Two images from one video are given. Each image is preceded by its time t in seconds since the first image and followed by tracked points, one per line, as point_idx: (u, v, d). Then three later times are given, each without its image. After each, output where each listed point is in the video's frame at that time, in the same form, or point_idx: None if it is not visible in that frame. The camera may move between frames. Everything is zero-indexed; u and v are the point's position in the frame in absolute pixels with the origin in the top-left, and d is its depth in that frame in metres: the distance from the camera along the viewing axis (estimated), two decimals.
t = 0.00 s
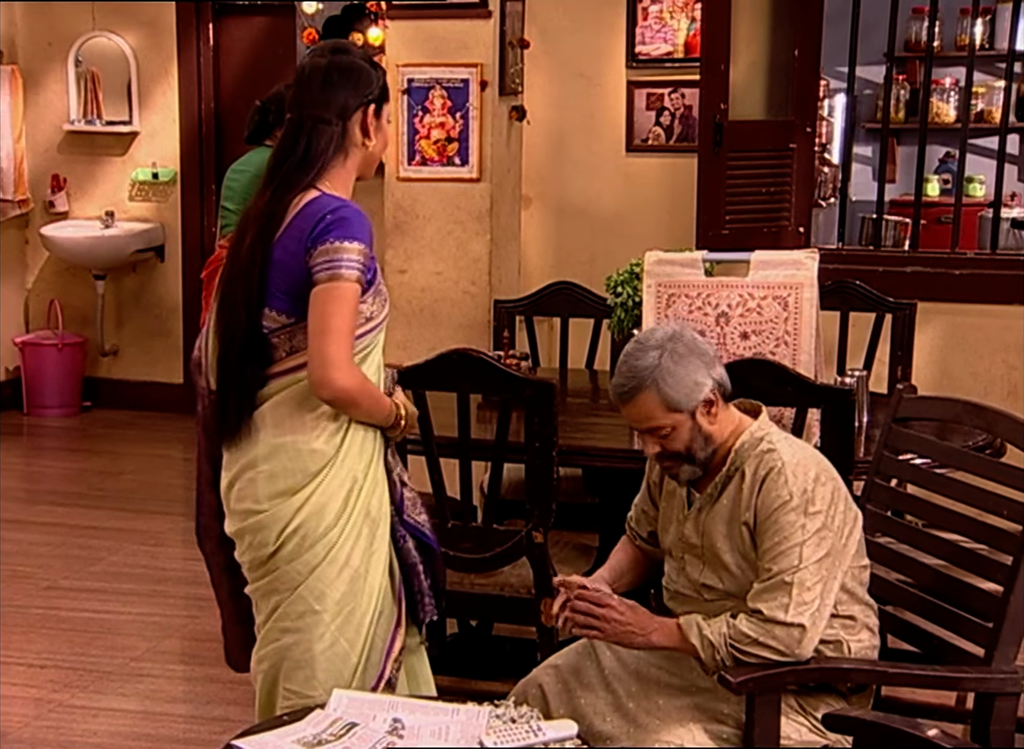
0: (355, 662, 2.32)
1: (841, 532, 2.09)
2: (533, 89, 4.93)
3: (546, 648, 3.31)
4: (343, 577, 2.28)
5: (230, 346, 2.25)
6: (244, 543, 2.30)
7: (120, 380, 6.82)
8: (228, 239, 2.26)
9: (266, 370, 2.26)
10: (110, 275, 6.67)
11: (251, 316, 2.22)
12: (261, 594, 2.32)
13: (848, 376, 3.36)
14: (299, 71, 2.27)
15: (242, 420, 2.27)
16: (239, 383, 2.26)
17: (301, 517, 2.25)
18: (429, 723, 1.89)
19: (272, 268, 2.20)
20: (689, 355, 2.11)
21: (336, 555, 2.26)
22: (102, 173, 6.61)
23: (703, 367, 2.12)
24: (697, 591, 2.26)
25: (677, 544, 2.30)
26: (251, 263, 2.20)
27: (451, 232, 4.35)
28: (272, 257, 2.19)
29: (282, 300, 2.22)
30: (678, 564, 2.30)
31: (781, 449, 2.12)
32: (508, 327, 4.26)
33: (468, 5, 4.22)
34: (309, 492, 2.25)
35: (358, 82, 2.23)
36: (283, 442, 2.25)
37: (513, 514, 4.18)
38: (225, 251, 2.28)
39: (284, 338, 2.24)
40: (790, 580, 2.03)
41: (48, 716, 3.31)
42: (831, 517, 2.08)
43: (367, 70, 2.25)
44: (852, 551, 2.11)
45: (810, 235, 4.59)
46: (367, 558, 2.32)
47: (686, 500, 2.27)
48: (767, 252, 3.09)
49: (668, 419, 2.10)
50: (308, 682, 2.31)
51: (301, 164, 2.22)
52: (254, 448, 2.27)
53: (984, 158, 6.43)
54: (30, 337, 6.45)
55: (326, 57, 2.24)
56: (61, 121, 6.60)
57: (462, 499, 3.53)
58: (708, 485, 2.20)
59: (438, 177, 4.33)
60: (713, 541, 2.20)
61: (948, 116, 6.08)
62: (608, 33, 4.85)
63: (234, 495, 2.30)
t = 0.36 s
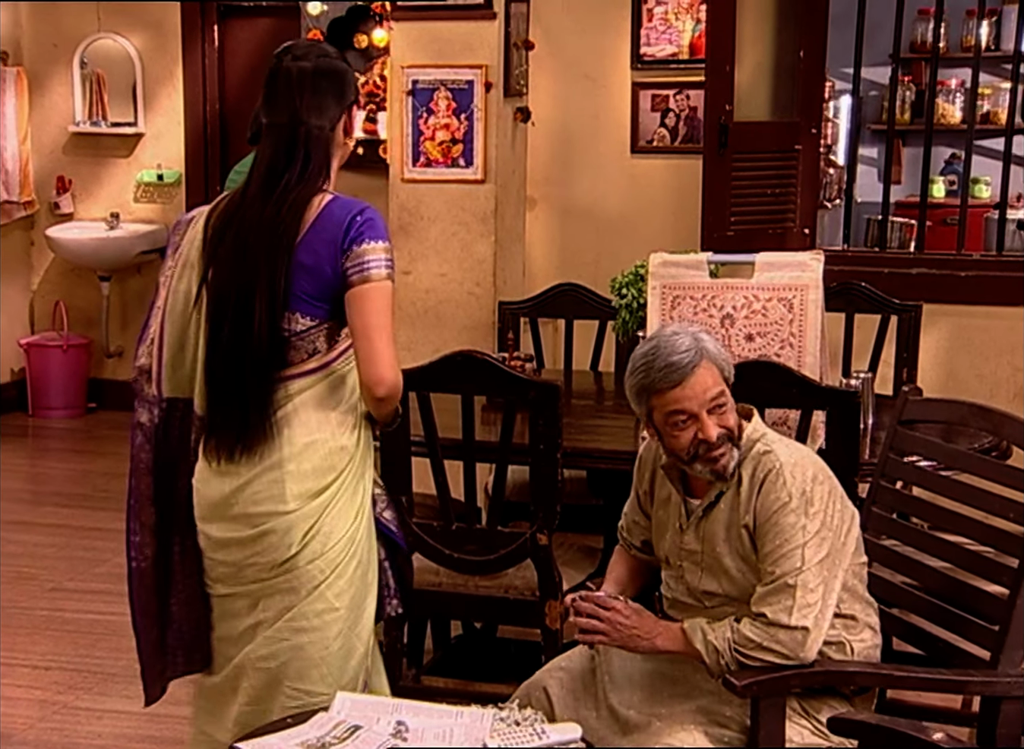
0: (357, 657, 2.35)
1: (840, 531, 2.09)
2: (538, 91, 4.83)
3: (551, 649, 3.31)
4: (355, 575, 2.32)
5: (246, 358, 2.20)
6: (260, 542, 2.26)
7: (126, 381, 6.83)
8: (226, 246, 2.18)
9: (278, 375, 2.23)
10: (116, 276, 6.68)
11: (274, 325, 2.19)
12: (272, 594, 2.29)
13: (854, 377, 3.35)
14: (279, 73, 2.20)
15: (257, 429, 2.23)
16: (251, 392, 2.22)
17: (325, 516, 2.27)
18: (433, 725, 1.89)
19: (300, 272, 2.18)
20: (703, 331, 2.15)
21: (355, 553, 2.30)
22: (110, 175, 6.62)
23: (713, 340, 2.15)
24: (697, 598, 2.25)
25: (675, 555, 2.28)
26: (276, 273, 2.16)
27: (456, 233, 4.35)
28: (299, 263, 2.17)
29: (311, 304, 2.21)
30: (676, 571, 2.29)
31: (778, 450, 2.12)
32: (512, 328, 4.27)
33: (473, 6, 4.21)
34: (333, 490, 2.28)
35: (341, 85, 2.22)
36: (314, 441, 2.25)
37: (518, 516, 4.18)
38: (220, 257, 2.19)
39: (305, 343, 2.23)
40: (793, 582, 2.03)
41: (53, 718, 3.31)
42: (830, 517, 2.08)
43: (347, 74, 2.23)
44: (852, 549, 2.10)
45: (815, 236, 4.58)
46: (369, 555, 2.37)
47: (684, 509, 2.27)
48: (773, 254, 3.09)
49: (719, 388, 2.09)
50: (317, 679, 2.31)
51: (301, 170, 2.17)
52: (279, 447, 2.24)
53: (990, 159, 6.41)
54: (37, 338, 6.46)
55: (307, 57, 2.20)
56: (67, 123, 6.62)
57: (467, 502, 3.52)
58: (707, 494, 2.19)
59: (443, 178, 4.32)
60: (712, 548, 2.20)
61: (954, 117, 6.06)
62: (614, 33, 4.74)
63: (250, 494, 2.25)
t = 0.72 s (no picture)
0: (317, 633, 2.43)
1: (849, 535, 2.07)
2: (550, 94, 4.82)
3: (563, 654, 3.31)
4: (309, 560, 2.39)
5: (221, 363, 2.18)
6: (234, 538, 2.27)
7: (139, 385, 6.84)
8: (192, 252, 2.14)
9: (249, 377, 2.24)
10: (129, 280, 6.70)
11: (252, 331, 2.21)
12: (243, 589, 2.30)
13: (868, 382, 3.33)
14: (224, 81, 2.17)
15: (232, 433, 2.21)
16: (224, 397, 2.21)
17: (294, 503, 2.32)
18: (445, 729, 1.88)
19: (278, 278, 2.23)
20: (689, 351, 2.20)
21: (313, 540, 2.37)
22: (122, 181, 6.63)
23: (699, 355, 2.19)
24: (712, 611, 2.25)
25: (685, 567, 2.29)
26: (252, 280, 2.18)
27: (468, 237, 4.35)
28: (275, 274, 2.22)
29: (282, 307, 2.26)
30: (687, 583, 2.29)
31: (783, 458, 2.13)
32: (524, 333, 4.28)
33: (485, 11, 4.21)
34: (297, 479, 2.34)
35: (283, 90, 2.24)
36: (284, 434, 2.29)
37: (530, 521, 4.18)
38: (184, 264, 2.14)
39: (274, 345, 2.26)
40: (802, 588, 2.02)
41: (66, 722, 3.31)
42: (837, 522, 2.07)
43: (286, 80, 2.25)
44: (864, 553, 2.09)
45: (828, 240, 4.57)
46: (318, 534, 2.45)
47: (690, 522, 2.27)
48: (785, 259, 3.06)
49: (708, 398, 2.11)
50: (290, 660, 2.38)
51: (261, 176, 2.18)
52: (253, 443, 2.25)
53: (1004, 163, 6.39)
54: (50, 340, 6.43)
55: (250, 61, 2.19)
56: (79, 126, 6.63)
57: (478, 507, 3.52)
58: (714, 505, 2.19)
59: (455, 182, 4.32)
60: (722, 559, 2.19)
61: (968, 121, 6.04)
62: (623, 36, 4.74)
63: (222, 490, 2.24)
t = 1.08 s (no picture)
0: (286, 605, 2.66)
1: (883, 547, 2.06)
2: (581, 103, 4.82)
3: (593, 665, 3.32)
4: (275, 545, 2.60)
5: (198, 362, 2.36)
6: (230, 524, 2.46)
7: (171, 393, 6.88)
8: (166, 257, 2.31)
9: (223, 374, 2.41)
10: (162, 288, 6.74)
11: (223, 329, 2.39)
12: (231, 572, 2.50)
13: (901, 392, 3.31)
14: (172, 94, 2.35)
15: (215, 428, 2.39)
16: (200, 394, 2.37)
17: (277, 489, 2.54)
18: (475, 738, 1.87)
19: (243, 275, 2.42)
20: (738, 393, 2.08)
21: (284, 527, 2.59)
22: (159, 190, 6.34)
23: (750, 408, 2.09)
24: (742, 620, 2.24)
25: (717, 579, 2.27)
26: (218, 280, 2.36)
27: (499, 246, 4.35)
28: (238, 271, 2.41)
29: (246, 303, 2.44)
30: (718, 592, 2.28)
31: (816, 466, 2.11)
32: (555, 342, 4.28)
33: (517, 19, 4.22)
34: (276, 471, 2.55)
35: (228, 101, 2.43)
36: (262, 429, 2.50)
37: (560, 530, 4.18)
38: (155, 269, 2.32)
39: (241, 342, 2.44)
40: (833, 601, 2.00)
41: (98, 727, 3.33)
42: (872, 534, 2.05)
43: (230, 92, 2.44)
44: (897, 563, 2.07)
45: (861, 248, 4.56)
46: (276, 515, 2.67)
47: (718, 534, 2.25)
48: (817, 268, 3.04)
49: (718, 460, 2.06)
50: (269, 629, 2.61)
51: (213, 180, 2.36)
52: (238, 437, 2.43)
53: None
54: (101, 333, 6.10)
55: (196, 72, 2.37)
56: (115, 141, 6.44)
57: (508, 516, 3.52)
58: (746, 518, 2.17)
59: (486, 190, 4.33)
60: (753, 569, 2.18)
61: (1003, 129, 6.00)
62: (654, 44, 4.73)
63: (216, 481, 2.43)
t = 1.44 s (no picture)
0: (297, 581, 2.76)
1: (947, 563, 2.05)
2: (632, 112, 4.82)
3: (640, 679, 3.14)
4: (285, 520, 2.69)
5: (219, 359, 2.43)
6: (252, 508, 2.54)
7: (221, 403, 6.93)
8: (186, 260, 2.37)
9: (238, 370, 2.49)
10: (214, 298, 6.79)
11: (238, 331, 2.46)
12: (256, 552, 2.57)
13: (956, 404, 3.27)
14: (178, 113, 2.41)
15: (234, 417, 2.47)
16: (222, 390, 2.45)
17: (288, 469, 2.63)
18: None
19: (255, 283, 2.51)
20: (810, 418, 2.04)
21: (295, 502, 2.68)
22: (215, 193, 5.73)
23: (820, 433, 2.05)
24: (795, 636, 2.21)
25: (776, 598, 2.23)
26: (235, 283, 2.43)
27: (550, 257, 4.36)
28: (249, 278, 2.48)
29: (255, 308, 2.52)
30: (775, 608, 2.24)
31: (878, 477, 2.10)
32: (605, 352, 4.28)
33: (568, 30, 4.22)
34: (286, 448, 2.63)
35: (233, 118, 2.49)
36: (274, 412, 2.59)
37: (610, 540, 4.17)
38: (178, 272, 2.37)
39: (251, 340, 2.52)
40: (896, 617, 1.99)
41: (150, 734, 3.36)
42: (936, 550, 2.04)
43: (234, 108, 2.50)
44: (960, 577, 2.08)
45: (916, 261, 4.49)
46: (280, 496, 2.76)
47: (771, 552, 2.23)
48: (871, 279, 3.02)
49: (778, 484, 2.04)
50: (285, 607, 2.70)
51: (223, 194, 2.43)
52: (253, 423, 2.52)
53: None
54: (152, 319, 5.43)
55: (202, 90, 2.43)
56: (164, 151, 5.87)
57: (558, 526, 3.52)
58: (807, 534, 2.15)
59: (537, 201, 4.34)
60: (812, 585, 2.16)
61: None
62: (707, 53, 4.72)
63: (241, 465, 2.50)
